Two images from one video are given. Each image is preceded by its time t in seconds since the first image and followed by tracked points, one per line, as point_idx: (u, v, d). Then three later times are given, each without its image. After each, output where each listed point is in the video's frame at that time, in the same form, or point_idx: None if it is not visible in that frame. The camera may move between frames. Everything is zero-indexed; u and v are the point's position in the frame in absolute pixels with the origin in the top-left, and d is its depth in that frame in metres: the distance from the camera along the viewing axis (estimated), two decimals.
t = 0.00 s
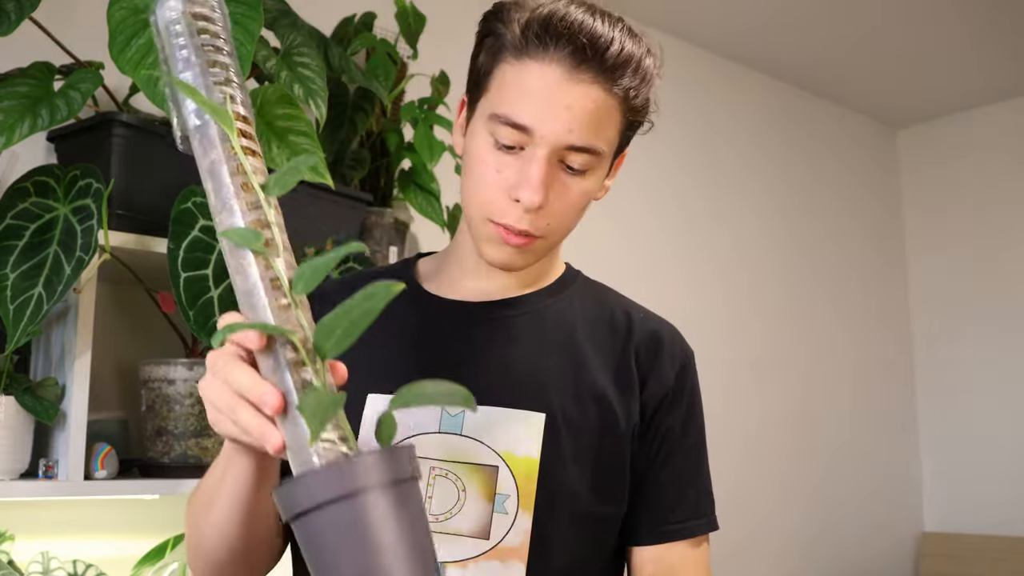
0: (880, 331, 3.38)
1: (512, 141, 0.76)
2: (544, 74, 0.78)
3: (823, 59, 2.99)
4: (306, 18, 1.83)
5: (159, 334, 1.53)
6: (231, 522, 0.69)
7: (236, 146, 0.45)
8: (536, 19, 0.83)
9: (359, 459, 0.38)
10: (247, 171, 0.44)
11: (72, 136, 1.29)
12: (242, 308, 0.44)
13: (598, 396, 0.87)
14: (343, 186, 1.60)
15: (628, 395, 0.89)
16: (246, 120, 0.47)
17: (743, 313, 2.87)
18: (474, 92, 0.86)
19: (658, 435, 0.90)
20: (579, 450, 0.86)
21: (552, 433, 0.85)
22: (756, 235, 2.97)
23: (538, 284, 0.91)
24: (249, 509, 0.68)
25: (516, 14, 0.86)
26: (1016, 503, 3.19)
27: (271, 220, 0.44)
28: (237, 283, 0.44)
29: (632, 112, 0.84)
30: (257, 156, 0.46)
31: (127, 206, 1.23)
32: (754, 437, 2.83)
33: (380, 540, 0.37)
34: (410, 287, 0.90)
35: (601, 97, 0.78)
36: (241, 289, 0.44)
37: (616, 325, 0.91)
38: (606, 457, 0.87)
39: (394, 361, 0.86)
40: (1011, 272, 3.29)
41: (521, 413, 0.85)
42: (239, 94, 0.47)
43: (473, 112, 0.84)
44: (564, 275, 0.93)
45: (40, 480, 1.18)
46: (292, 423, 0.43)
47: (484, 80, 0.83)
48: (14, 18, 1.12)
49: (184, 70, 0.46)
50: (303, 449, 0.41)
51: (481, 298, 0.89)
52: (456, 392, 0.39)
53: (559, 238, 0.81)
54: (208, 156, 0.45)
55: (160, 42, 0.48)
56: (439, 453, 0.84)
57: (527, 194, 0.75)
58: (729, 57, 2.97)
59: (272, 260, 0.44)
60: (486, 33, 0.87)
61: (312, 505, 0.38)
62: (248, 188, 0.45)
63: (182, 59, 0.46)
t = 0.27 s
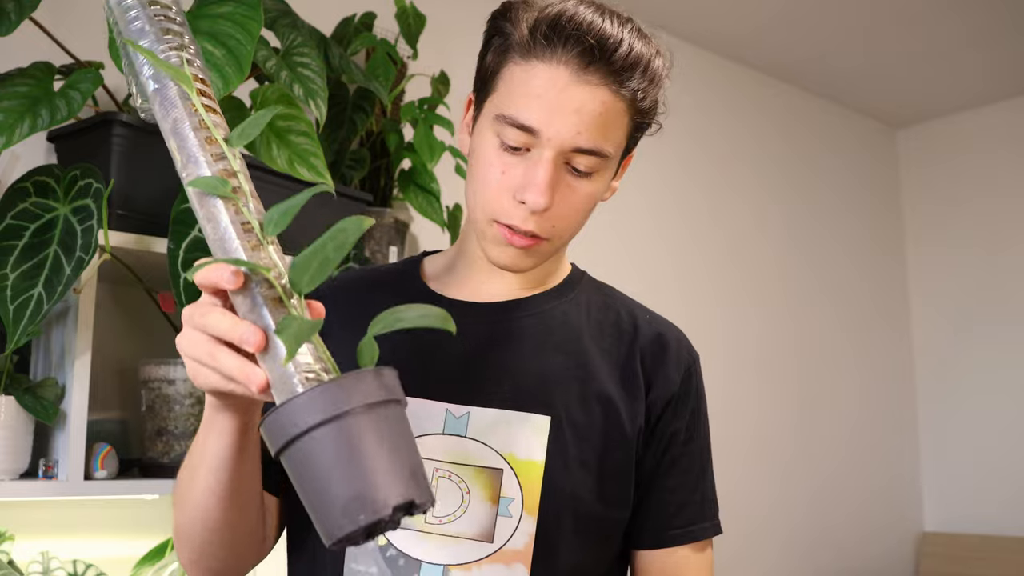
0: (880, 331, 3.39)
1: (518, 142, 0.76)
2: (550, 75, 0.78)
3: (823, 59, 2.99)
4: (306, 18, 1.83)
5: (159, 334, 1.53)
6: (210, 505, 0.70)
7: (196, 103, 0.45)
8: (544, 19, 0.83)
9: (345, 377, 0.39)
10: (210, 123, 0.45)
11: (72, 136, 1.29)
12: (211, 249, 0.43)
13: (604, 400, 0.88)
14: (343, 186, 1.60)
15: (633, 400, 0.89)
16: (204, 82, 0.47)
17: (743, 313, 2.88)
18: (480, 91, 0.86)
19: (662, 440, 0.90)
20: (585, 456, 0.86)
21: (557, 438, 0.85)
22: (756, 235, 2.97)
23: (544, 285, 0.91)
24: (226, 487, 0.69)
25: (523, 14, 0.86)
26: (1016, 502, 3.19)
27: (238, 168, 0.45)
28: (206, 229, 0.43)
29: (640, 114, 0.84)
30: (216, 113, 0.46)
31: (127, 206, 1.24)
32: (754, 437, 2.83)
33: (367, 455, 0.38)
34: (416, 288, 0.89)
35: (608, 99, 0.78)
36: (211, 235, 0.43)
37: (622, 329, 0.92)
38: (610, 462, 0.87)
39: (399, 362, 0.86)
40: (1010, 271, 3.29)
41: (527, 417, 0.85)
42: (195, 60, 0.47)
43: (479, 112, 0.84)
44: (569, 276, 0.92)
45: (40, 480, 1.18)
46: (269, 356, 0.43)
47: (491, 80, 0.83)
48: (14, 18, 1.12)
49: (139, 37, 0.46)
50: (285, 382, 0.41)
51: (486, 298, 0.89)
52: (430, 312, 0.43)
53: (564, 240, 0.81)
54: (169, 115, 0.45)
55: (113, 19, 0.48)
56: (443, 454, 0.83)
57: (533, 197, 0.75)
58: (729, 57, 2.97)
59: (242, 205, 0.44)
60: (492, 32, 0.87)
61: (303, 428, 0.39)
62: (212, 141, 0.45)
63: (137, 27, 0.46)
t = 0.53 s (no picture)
0: (880, 331, 3.39)
1: (514, 146, 0.76)
2: (547, 78, 0.78)
3: (822, 59, 2.99)
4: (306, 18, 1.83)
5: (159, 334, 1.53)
6: (213, 505, 0.70)
7: (192, 102, 0.45)
8: (539, 20, 0.83)
9: (361, 385, 0.40)
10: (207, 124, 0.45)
11: (72, 136, 1.29)
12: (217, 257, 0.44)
13: (608, 401, 0.88)
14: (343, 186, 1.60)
15: (638, 402, 0.89)
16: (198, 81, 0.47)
17: (742, 313, 2.88)
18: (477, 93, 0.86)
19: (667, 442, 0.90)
20: (588, 459, 0.86)
21: (560, 441, 0.86)
22: (756, 235, 2.97)
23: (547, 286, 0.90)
24: (228, 489, 0.69)
25: (518, 15, 0.86)
26: (1016, 502, 3.19)
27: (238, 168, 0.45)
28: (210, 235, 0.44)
29: (638, 114, 0.84)
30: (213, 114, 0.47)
31: (127, 206, 1.24)
32: (754, 436, 2.83)
33: (389, 462, 0.40)
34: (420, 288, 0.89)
35: (605, 101, 0.78)
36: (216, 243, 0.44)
37: (626, 330, 0.92)
38: (613, 465, 0.87)
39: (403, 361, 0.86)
40: (1010, 271, 3.29)
41: (530, 420, 0.85)
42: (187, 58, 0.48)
43: (476, 115, 0.84)
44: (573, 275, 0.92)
45: (40, 480, 1.18)
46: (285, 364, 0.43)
47: (487, 82, 0.83)
48: (14, 18, 1.12)
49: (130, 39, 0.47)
50: (303, 391, 0.42)
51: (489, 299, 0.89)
52: (444, 310, 0.43)
53: (563, 243, 0.81)
54: (164, 115, 0.45)
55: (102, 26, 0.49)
56: (445, 456, 0.83)
57: (530, 201, 0.75)
58: (729, 57, 2.97)
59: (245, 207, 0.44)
60: (488, 34, 0.87)
61: (327, 438, 0.40)
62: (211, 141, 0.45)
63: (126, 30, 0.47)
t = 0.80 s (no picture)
0: (880, 331, 3.39)
1: (514, 145, 0.76)
2: (546, 77, 0.78)
3: (822, 59, 2.99)
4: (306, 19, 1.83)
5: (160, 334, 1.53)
6: (219, 490, 0.70)
7: (202, 79, 0.45)
8: (539, 19, 0.83)
9: (370, 345, 0.40)
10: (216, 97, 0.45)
11: (73, 135, 1.29)
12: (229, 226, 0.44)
13: (609, 402, 0.88)
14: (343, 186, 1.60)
15: (641, 403, 0.89)
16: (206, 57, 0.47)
17: (742, 312, 2.88)
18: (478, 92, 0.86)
19: (670, 445, 0.90)
20: (590, 459, 0.86)
21: (560, 440, 0.85)
22: (756, 235, 2.97)
23: (549, 285, 0.91)
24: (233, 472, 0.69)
25: (519, 13, 0.86)
26: (1016, 503, 3.19)
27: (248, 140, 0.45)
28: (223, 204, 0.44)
29: (640, 112, 0.84)
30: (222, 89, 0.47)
31: (127, 206, 1.24)
32: (754, 437, 2.83)
33: (399, 418, 0.40)
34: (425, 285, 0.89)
35: (605, 100, 0.78)
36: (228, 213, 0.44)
37: (629, 331, 0.92)
38: (614, 466, 0.87)
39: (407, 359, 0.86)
40: (1010, 271, 3.29)
41: (531, 418, 0.85)
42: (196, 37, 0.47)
43: (477, 114, 0.84)
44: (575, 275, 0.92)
45: (40, 480, 1.18)
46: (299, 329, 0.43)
47: (488, 81, 0.83)
48: (14, 18, 1.12)
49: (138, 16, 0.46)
50: (314, 349, 0.42)
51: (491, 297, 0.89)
52: (456, 272, 0.44)
53: (565, 243, 0.81)
54: (174, 91, 0.45)
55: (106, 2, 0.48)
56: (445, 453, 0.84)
57: (529, 201, 0.75)
58: (729, 57, 2.97)
59: (257, 177, 0.44)
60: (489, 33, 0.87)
61: (338, 397, 0.40)
62: (221, 115, 0.45)
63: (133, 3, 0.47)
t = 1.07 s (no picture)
0: (880, 331, 3.39)
1: (519, 138, 0.76)
2: (555, 71, 0.78)
3: (822, 59, 2.99)
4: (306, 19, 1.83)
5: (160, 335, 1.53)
6: (230, 521, 0.70)
7: (234, 124, 0.45)
8: (553, 17, 0.84)
9: (388, 430, 0.38)
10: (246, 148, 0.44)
11: (73, 135, 1.29)
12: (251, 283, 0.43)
13: (611, 405, 0.88)
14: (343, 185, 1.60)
15: (642, 407, 0.89)
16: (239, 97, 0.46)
17: (742, 313, 2.88)
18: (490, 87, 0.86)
19: (668, 449, 0.91)
20: (590, 461, 0.86)
21: (562, 443, 0.85)
22: (755, 235, 2.97)
23: (553, 288, 0.90)
24: (244, 508, 0.69)
25: (532, 11, 0.87)
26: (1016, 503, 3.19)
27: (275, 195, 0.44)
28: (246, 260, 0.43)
29: (647, 114, 0.84)
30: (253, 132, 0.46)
31: (127, 206, 1.24)
32: (753, 436, 2.83)
33: (410, 510, 0.37)
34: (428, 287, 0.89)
35: (612, 97, 0.78)
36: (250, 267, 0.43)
37: (633, 336, 0.92)
38: (615, 469, 0.87)
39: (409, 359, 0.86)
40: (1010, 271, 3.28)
41: (534, 421, 0.85)
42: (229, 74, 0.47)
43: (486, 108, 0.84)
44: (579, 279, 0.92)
45: (39, 480, 1.18)
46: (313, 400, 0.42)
47: (498, 76, 0.83)
48: (14, 18, 1.12)
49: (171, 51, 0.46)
50: (329, 429, 0.40)
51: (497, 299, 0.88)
52: (479, 357, 0.41)
53: (565, 240, 0.80)
54: (204, 135, 0.45)
55: (143, 30, 0.47)
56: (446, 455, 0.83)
57: (531, 194, 0.75)
58: (728, 57, 2.97)
59: (282, 234, 0.43)
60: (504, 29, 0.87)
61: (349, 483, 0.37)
62: (250, 165, 0.44)
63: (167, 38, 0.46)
